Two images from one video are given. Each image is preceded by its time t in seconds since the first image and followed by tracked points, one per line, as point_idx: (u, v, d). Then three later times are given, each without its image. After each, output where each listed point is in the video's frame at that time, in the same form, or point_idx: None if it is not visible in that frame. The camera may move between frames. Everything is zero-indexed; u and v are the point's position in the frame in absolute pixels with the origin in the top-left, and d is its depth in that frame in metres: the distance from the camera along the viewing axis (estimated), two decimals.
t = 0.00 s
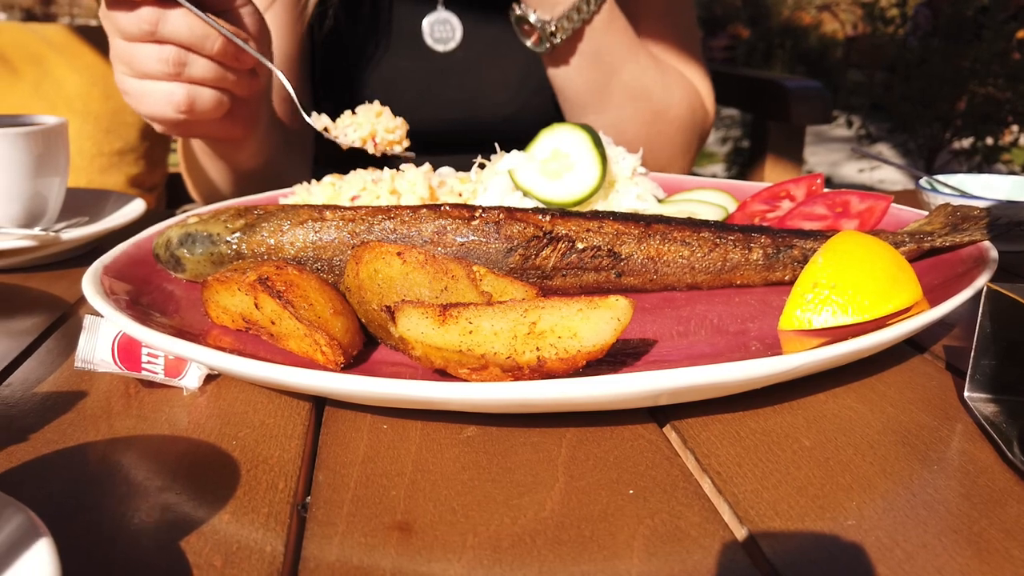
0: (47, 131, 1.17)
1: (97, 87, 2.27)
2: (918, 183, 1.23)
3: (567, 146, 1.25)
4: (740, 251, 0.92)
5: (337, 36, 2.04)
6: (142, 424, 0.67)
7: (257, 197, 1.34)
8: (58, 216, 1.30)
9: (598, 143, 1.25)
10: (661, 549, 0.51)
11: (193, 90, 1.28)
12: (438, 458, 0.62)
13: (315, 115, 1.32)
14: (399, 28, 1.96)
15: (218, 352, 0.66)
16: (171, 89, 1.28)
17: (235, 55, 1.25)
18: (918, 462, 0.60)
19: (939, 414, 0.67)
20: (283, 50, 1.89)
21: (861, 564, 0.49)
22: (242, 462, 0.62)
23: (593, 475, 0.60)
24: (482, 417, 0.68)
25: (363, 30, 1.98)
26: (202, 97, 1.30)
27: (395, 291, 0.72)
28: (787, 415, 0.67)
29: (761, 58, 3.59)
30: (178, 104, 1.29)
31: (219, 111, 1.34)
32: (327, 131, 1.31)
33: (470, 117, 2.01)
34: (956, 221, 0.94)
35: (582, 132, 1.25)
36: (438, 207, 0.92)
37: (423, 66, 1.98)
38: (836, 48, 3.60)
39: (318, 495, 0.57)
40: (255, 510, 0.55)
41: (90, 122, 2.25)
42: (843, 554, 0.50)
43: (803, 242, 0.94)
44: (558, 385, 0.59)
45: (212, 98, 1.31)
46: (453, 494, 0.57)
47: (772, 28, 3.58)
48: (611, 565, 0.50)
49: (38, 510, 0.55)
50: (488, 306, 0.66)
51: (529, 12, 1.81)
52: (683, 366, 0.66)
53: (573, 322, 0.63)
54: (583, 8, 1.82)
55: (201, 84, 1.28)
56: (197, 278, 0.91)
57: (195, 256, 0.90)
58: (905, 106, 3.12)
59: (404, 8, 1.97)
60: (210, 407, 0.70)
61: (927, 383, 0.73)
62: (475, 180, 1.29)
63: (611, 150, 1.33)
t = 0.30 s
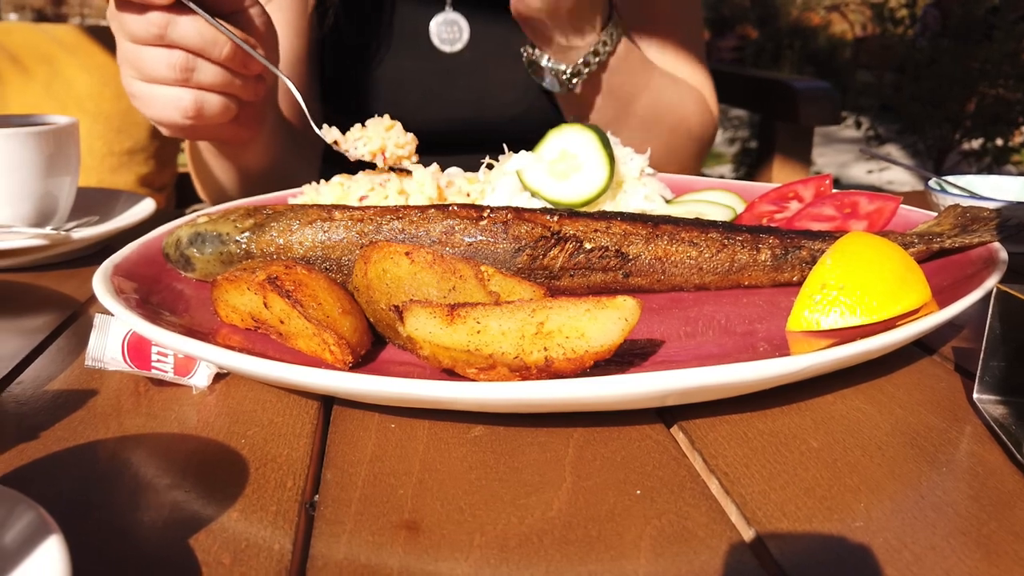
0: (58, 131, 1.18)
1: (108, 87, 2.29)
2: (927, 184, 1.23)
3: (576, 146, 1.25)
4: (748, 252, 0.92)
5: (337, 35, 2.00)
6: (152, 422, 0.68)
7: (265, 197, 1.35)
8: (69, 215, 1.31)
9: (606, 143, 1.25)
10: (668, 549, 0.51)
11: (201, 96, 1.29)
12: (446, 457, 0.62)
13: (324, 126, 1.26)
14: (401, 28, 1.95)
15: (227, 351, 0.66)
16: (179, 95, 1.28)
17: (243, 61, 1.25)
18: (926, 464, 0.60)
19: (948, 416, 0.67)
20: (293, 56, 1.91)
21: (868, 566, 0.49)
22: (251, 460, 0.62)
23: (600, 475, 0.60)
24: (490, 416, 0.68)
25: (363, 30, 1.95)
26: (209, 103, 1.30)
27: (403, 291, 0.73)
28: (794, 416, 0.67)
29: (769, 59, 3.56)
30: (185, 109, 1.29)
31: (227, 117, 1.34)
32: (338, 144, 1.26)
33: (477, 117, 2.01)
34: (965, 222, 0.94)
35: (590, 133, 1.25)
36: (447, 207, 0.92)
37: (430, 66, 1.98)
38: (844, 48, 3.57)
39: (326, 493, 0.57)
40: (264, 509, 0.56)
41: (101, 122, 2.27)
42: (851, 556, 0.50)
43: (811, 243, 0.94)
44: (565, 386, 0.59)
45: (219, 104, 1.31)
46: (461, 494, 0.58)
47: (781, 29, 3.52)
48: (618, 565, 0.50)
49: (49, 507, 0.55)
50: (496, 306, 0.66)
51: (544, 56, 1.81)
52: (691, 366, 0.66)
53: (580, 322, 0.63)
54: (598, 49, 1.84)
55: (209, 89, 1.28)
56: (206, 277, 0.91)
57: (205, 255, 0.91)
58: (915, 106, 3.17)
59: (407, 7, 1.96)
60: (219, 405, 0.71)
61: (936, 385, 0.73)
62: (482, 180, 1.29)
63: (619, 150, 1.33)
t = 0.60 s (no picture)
0: (66, 131, 1.18)
1: (116, 87, 2.30)
2: (936, 184, 1.23)
3: (582, 146, 1.25)
4: (755, 252, 0.92)
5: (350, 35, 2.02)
6: (159, 421, 0.68)
7: (273, 196, 1.35)
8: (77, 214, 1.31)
9: (613, 144, 1.25)
10: (674, 550, 0.51)
11: (197, 36, 1.22)
12: (452, 457, 0.63)
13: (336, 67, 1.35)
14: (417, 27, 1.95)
15: (234, 350, 0.66)
16: (174, 36, 1.20)
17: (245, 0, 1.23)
18: (934, 466, 0.59)
19: (956, 418, 0.67)
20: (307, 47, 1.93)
21: (874, 569, 0.49)
22: (257, 459, 0.62)
23: (606, 476, 0.60)
24: (496, 417, 0.68)
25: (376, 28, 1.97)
26: (206, 44, 1.23)
27: (409, 291, 0.73)
28: (801, 417, 0.67)
29: (776, 59, 3.57)
30: (180, 52, 1.21)
31: (224, 59, 1.28)
32: (351, 84, 1.33)
33: (483, 117, 2.01)
34: (974, 223, 0.94)
35: (596, 133, 1.25)
36: (453, 207, 0.92)
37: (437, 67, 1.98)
38: (853, 47, 3.58)
39: (332, 492, 0.58)
40: (270, 508, 0.56)
41: (110, 122, 2.28)
42: (858, 558, 0.50)
43: (819, 244, 0.94)
44: (571, 386, 0.59)
45: (218, 47, 1.25)
46: (467, 493, 0.58)
47: (788, 29, 3.52)
48: (625, 566, 0.50)
49: (57, 505, 0.56)
50: (502, 306, 0.66)
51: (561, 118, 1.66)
52: (697, 367, 0.66)
53: (586, 322, 0.63)
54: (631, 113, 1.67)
55: (207, 29, 1.22)
56: (213, 277, 0.92)
57: (212, 255, 0.91)
58: (924, 106, 3.26)
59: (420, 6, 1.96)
60: (225, 404, 0.71)
61: (944, 386, 0.72)
62: (489, 181, 1.29)
63: (625, 150, 1.33)
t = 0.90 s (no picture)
0: (75, 130, 1.19)
1: (123, 87, 2.31)
2: (945, 185, 1.22)
3: (589, 146, 1.25)
4: (762, 253, 0.92)
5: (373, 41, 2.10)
6: (167, 420, 0.68)
7: (280, 196, 1.36)
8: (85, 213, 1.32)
9: (620, 144, 1.25)
10: (680, 551, 0.51)
11: None
12: (458, 457, 0.63)
13: None
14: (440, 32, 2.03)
15: (240, 350, 0.66)
16: None
17: None
18: (942, 468, 0.59)
19: (965, 419, 0.66)
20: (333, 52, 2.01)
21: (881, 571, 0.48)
22: (264, 458, 0.62)
23: (613, 476, 0.60)
24: (503, 417, 0.68)
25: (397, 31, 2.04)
26: None
27: (416, 290, 0.73)
28: (808, 418, 0.67)
29: (784, 59, 3.55)
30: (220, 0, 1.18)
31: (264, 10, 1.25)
32: (406, 19, 1.33)
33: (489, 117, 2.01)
34: (983, 224, 0.93)
35: (603, 133, 1.25)
36: (460, 208, 0.92)
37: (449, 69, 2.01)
38: (861, 47, 3.64)
39: (339, 492, 0.58)
40: (277, 507, 0.56)
41: (117, 121, 2.29)
42: (864, 559, 0.49)
43: (826, 245, 0.94)
44: (578, 386, 0.59)
45: None
46: (473, 493, 0.58)
47: (796, 29, 3.55)
48: (631, 566, 0.50)
49: (64, 503, 0.56)
50: (509, 306, 0.66)
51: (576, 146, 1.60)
52: (704, 368, 0.66)
53: (593, 322, 0.63)
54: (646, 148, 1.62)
55: None
56: (221, 276, 0.92)
57: (220, 254, 0.91)
58: (932, 106, 3.24)
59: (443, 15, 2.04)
60: (233, 403, 0.71)
61: (953, 388, 0.72)
62: (496, 181, 1.29)
63: (632, 150, 1.33)
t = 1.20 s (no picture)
0: (83, 129, 1.19)
1: (131, 87, 2.31)
2: (953, 186, 1.21)
3: (596, 146, 1.25)
4: (769, 253, 0.92)
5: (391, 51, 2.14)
6: (174, 419, 0.69)
7: (287, 196, 1.36)
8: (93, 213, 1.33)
9: (626, 144, 1.25)
10: (687, 552, 0.51)
11: None
12: (464, 457, 0.63)
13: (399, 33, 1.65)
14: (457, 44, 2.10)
15: (248, 349, 0.66)
16: None
17: None
18: (949, 469, 0.59)
19: (972, 421, 0.66)
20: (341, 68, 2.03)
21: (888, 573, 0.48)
22: (270, 457, 0.62)
23: (619, 476, 0.60)
24: (509, 417, 0.68)
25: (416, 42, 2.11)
26: None
27: (423, 290, 0.73)
28: (815, 419, 0.67)
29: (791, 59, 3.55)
30: None
31: None
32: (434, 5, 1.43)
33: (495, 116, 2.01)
34: (991, 225, 0.93)
35: (610, 133, 1.25)
36: (467, 208, 0.93)
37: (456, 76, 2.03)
38: (868, 47, 3.59)
39: (345, 491, 0.58)
40: (283, 505, 0.56)
41: (125, 121, 2.30)
42: (872, 561, 0.49)
43: (834, 245, 0.93)
44: (585, 386, 0.59)
45: None
46: (479, 493, 0.58)
47: (804, 29, 3.52)
48: (637, 567, 0.50)
49: (72, 501, 0.56)
50: (515, 306, 0.66)
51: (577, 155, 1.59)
52: (711, 368, 0.66)
53: (599, 322, 0.63)
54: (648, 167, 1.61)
55: None
56: (228, 275, 0.93)
57: (227, 254, 0.92)
58: (940, 107, 3.31)
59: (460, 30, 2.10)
60: (239, 402, 0.72)
61: (961, 390, 0.72)
62: (502, 181, 1.29)
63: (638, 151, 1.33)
